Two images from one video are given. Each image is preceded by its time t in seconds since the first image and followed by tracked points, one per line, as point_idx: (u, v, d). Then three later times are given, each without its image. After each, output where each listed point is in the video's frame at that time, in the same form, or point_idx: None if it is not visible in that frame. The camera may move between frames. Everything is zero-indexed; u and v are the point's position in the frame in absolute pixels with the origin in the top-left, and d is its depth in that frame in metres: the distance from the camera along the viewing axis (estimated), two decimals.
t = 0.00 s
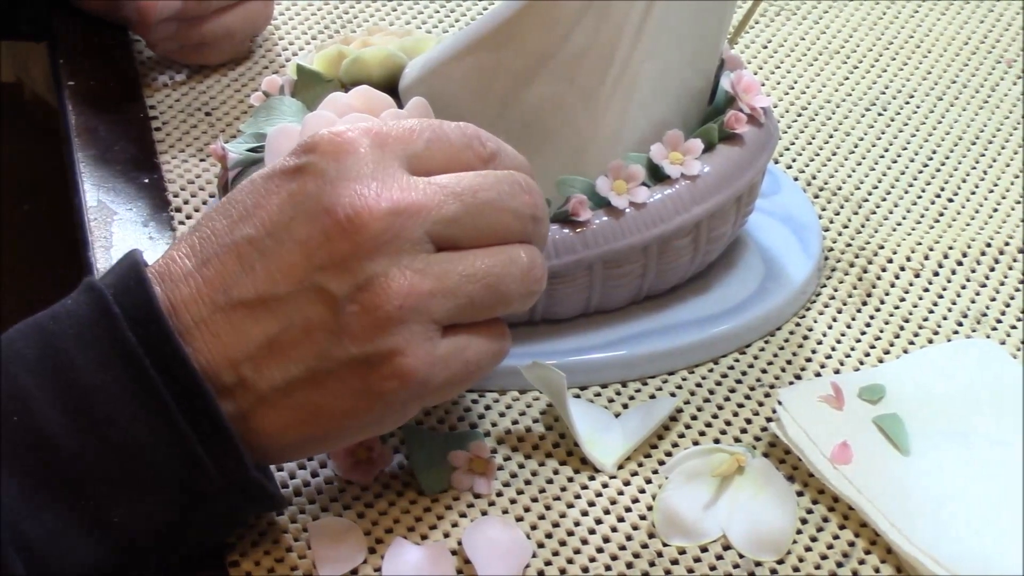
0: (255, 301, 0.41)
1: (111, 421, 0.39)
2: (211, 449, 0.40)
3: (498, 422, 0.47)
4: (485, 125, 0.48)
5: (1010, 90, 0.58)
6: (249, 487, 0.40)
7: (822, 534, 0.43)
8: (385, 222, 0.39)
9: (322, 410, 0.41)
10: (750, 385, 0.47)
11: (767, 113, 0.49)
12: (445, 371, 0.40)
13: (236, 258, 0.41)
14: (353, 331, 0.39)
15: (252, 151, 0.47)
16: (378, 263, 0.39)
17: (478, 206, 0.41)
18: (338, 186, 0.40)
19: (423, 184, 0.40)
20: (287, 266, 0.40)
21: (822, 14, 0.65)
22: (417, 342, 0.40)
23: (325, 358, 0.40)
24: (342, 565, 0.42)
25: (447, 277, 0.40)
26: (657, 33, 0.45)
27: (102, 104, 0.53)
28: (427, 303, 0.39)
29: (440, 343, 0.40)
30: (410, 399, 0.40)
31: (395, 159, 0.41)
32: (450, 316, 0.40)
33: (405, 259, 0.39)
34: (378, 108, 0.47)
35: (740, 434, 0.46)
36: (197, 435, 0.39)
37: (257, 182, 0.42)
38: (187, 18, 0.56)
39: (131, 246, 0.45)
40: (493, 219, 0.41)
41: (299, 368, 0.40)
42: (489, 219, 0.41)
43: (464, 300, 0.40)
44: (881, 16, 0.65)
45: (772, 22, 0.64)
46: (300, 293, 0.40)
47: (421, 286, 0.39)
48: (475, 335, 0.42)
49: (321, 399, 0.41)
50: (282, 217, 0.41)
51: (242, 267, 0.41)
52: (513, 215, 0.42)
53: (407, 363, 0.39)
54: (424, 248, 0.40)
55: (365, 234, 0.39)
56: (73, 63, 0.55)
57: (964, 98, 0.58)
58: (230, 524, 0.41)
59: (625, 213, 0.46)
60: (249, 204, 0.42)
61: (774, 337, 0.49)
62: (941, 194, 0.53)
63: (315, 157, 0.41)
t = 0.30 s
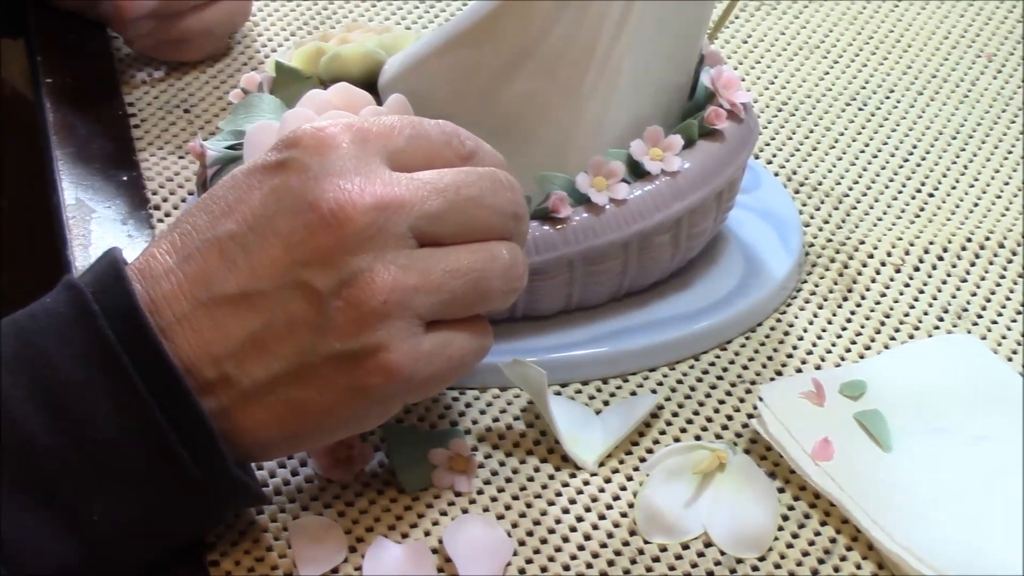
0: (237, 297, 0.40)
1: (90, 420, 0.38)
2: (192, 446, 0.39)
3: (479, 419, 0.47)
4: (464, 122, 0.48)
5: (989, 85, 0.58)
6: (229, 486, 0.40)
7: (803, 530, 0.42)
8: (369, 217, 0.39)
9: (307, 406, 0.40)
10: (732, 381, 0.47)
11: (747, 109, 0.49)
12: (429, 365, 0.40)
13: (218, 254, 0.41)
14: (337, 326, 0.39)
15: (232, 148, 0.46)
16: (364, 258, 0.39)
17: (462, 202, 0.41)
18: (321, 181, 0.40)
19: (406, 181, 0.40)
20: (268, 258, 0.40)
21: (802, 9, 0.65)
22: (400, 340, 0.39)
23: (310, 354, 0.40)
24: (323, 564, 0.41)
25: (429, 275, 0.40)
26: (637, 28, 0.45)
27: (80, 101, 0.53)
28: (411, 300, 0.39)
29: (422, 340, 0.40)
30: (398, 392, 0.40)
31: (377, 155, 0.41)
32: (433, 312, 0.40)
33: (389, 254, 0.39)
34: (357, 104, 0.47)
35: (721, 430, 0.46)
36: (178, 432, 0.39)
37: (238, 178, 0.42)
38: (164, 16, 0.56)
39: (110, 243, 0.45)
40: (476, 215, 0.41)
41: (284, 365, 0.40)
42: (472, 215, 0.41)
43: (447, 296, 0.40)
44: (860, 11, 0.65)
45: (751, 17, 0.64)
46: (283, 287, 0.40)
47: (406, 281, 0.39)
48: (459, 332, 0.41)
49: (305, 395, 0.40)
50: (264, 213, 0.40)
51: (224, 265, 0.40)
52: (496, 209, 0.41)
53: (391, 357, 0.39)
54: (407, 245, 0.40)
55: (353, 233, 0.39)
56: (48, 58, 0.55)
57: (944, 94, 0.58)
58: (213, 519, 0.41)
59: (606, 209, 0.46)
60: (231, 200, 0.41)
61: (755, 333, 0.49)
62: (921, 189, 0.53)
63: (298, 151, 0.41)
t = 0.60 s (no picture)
0: (217, 288, 0.40)
1: (83, 421, 0.38)
2: (187, 446, 0.39)
3: (469, 417, 0.47)
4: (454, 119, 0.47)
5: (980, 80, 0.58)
6: (222, 487, 0.39)
7: (795, 528, 0.42)
8: (334, 193, 0.39)
9: (291, 389, 0.40)
10: (723, 378, 0.47)
11: (736, 105, 0.49)
12: (413, 338, 0.40)
13: (194, 247, 0.41)
14: (314, 305, 0.39)
15: (221, 145, 0.46)
16: (335, 234, 0.39)
17: (431, 171, 0.40)
18: (287, 163, 0.40)
19: (372, 154, 0.40)
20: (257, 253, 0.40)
21: (792, 5, 0.65)
22: (380, 312, 0.39)
23: (288, 335, 0.40)
24: (313, 563, 0.41)
25: (405, 245, 0.39)
26: (628, 24, 0.45)
27: (68, 98, 0.53)
28: (384, 271, 0.39)
29: (405, 311, 0.40)
30: (383, 367, 0.40)
31: (344, 134, 0.41)
32: (414, 282, 0.40)
33: (362, 229, 0.39)
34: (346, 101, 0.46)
35: (712, 428, 0.45)
36: (174, 432, 0.38)
37: (212, 173, 0.42)
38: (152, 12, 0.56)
39: (99, 241, 0.45)
40: (449, 182, 0.41)
41: (267, 352, 0.40)
42: (445, 183, 0.41)
43: (427, 266, 0.40)
44: (850, 7, 0.65)
45: (741, 14, 0.64)
46: (258, 274, 0.40)
47: (381, 253, 0.39)
48: (443, 298, 0.41)
49: (290, 381, 0.40)
50: (235, 200, 0.40)
51: (201, 255, 0.41)
52: (471, 176, 0.41)
53: (375, 331, 0.39)
54: (382, 218, 0.40)
55: (319, 209, 0.39)
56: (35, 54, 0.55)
57: (935, 89, 0.58)
58: (209, 522, 0.40)
59: (596, 207, 0.46)
60: (206, 193, 0.42)
61: (747, 330, 0.49)
62: (912, 186, 0.53)
63: (264, 139, 0.41)
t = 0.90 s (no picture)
0: (208, 291, 0.40)
1: (67, 425, 0.37)
2: (170, 450, 0.39)
3: (457, 416, 0.47)
4: (442, 118, 0.47)
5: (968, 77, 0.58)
6: (203, 490, 0.39)
7: (783, 527, 0.42)
8: (329, 196, 0.39)
9: (280, 392, 0.40)
10: (710, 377, 0.47)
11: (725, 103, 0.49)
12: (407, 342, 0.40)
13: (183, 251, 0.41)
14: (308, 308, 0.39)
15: (208, 144, 0.46)
16: (328, 236, 0.39)
17: (422, 175, 0.41)
18: (280, 165, 0.40)
19: (363, 159, 0.40)
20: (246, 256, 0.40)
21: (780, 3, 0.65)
22: (373, 315, 0.39)
23: (284, 335, 0.39)
24: (300, 564, 0.41)
25: (397, 249, 0.39)
26: (616, 21, 0.45)
27: (55, 98, 0.52)
28: (378, 275, 0.39)
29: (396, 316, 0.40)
30: (375, 373, 0.40)
31: (334, 139, 0.41)
32: (406, 286, 0.40)
33: (355, 232, 0.39)
34: (332, 99, 0.46)
35: (700, 427, 0.45)
36: (156, 436, 0.38)
37: (200, 176, 0.42)
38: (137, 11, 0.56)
39: (86, 242, 0.45)
40: (439, 189, 0.41)
41: (258, 353, 0.40)
42: (436, 188, 0.41)
43: (417, 270, 0.40)
44: (838, 5, 0.65)
45: (728, 12, 0.64)
46: (249, 277, 0.40)
47: (374, 255, 0.39)
48: (433, 306, 0.41)
49: (280, 382, 0.40)
50: (225, 204, 0.40)
51: (190, 257, 0.41)
52: (460, 182, 0.42)
53: (367, 335, 0.39)
54: (373, 223, 0.40)
55: (312, 212, 0.39)
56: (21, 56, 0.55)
57: (923, 87, 0.58)
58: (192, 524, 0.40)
59: (584, 206, 0.46)
60: (193, 198, 0.41)
61: (734, 329, 0.49)
62: (900, 183, 0.53)
63: (254, 141, 0.41)
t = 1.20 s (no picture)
0: (187, 293, 0.40)
1: (44, 429, 0.37)
2: (149, 452, 0.38)
3: (439, 417, 0.47)
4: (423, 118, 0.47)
5: (948, 77, 0.59)
6: (178, 493, 0.39)
7: (765, 527, 0.42)
8: (306, 194, 0.39)
9: (260, 394, 0.40)
10: (692, 377, 0.47)
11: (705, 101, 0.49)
12: (387, 340, 0.40)
13: (161, 254, 0.41)
14: (288, 308, 0.39)
15: (188, 146, 0.46)
16: (306, 235, 0.39)
17: (400, 171, 0.40)
18: (257, 168, 0.40)
19: (339, 157, 0.40)
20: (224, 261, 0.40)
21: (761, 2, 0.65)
22: (351, 314, 0.39)
23: (263, 339, 0.39)
24: (282, 566, 0.41)
25: (375, 247, 0.39)
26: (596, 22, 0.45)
27: (35, 99, 0.52)
28: (357, 273, 0.39)
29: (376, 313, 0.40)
30: (354, 372, 0.39)
31: (312, 139, 0.41)
32: (385, 284, 0.40)
33: (333, 232, 0.39)
34: (313, 100, 0.46)
35: (682, 427, 0.45)
36: (133, 438, 0.38)
37: (179, 179, 0.42)
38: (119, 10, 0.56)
39: (66, 243, 0.45)
40: (417, 183, 0.41)
41: (238, 354, 0.40)
42: (415, 184, 0.41)
43: (396, 267, 0.39)
44: (819, 4, 0.65)
45: (710, 11, 0.64)
46: (228, 278, 0.40)
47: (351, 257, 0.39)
48: (413, 304, 0.41)
49: (259, 383, 0.40)
50: (203, 206, 0.40)
51: (169, 260, 0.40)
52: (438, 177, 0.41)
53: (346, 334, 0.39)
54: (351, 223, 0.39)
55: (289, 212, 0.39)
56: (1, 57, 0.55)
57: (904, 86, 0.58)
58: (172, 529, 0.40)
59: (565, 206, 0.46)
60: (171, 200, 0.41)
61: (716, 328, 0.49)
62: (881, 182, 0.53)
63: (231, 144, 0.41)
